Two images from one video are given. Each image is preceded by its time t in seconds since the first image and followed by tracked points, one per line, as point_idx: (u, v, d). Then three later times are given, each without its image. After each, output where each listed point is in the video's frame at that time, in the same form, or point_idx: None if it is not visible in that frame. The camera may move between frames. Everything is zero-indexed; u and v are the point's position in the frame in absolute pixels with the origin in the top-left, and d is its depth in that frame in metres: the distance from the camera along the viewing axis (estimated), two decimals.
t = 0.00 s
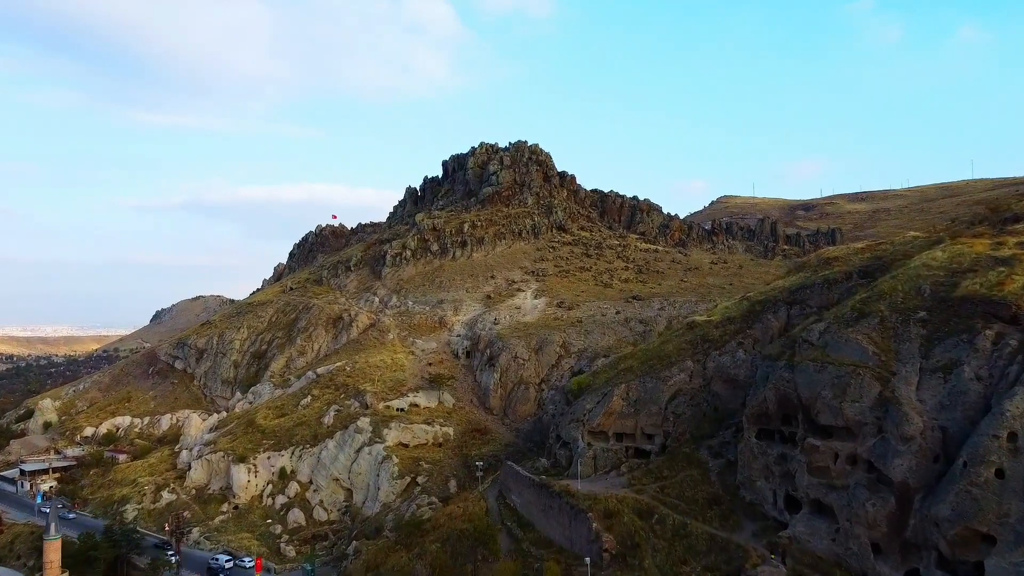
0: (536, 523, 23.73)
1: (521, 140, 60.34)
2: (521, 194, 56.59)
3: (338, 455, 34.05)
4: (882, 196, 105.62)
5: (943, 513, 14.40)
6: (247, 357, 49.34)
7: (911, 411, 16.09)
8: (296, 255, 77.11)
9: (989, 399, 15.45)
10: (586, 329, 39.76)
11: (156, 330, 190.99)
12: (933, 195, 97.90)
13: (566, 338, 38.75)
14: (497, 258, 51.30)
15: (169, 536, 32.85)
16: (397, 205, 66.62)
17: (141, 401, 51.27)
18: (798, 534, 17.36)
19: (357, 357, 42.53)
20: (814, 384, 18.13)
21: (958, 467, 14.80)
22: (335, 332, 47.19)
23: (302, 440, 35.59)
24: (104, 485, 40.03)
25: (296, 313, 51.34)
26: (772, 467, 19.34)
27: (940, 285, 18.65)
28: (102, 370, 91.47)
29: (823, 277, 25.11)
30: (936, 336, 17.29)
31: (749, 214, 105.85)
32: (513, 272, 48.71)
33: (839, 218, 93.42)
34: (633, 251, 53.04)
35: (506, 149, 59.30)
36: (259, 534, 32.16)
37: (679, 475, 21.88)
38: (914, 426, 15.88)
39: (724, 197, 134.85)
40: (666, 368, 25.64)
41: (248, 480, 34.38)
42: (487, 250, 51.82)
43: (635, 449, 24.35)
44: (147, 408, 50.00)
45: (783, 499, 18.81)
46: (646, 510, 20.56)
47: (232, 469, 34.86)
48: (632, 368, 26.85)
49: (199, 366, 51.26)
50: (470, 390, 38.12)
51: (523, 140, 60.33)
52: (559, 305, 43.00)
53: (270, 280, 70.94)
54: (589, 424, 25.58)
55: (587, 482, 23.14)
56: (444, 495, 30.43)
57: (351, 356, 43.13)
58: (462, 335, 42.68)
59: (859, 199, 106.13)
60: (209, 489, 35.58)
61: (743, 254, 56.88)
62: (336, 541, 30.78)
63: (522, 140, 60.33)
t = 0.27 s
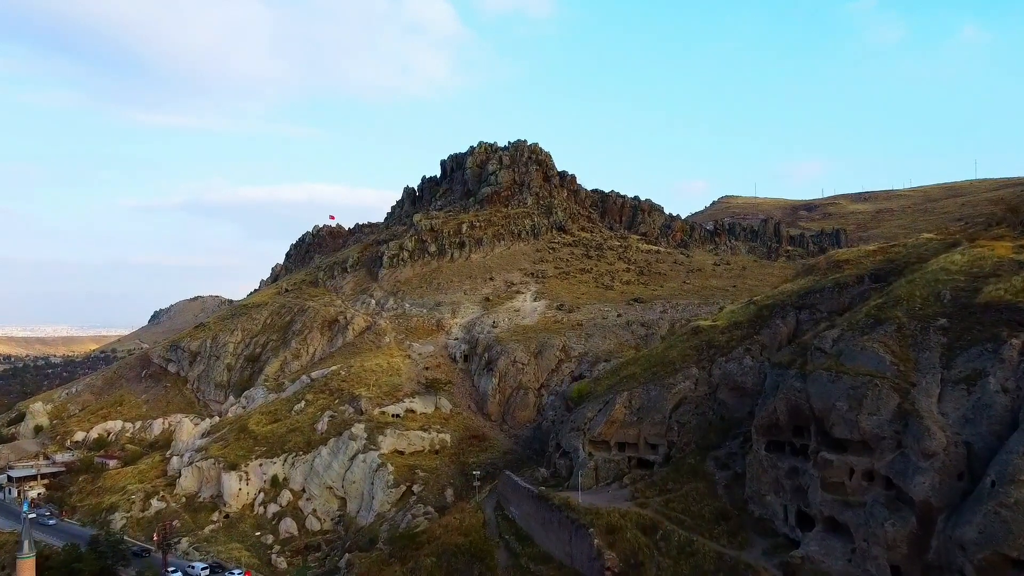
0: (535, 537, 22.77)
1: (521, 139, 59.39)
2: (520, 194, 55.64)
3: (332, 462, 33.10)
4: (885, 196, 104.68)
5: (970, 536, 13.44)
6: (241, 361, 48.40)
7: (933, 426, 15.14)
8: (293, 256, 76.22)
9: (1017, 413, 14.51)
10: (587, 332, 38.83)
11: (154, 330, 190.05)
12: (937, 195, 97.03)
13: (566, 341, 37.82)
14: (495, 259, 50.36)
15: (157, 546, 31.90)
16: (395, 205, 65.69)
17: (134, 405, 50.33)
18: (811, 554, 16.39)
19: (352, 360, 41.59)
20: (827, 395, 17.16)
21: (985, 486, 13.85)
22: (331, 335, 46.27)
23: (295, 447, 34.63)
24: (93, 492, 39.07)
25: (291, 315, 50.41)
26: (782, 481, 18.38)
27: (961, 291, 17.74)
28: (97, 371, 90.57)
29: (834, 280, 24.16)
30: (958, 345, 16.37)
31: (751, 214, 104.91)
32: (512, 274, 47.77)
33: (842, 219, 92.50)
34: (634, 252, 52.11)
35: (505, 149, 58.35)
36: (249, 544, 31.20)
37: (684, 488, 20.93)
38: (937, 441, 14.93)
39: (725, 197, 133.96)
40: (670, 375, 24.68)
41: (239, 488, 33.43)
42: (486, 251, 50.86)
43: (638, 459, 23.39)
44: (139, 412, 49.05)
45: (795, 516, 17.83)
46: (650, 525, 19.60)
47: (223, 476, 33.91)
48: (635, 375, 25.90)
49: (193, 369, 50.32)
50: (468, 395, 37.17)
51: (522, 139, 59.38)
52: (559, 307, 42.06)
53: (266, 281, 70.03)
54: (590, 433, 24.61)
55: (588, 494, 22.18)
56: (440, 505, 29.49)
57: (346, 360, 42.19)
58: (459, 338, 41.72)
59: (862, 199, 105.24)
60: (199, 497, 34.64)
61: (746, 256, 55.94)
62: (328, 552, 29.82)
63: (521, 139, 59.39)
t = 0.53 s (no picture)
0: (534, 552, 21.80)
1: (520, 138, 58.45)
2: (519, 194, 54.68)
3: (325, 471, 32.13)
4: (888, 196, 103.74)
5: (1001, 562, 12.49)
6: (234, 364, 47.43)
7: (958, 443, 14.20)
8: (289, 256, 75.32)
9: None
10: (588, 336, 37.88)
11: (153, 330, 189.10)
12: (941, 196, 96.09)
13: (566, 346, 36.87)
14: (494, 260, 49.39)
15: (145, 556, 30.91)
16: (392, 205, 64.72)
17: (125, 409, 49.36)
18: None
19: (347, 365, 40.63)
20: (844, 408, 16.20)
21: (1016, 509, 12.90)
22: (326, 339, 45.34)
23: (287, 454, 33.67)
24: (81, 500, 38.09)
25: (285, 317, 49.45)
26: (794, 498, 17.40)
27: (984, 298, 16.85)
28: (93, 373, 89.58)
29: (845, 285, 23.23)
30: (983, 357, 15.47)
31: (753, 215, 103.96)
32: (511, 276, 46.80)
33: (845, 220, 91.56)
34: (635, 253, 51.16)
35: (505, 148, 57.42)
36: (239, 554, 30.22)
37: (690, 502, 19.96)
38: (963, 459, 13.99)
39: (726, 197, 133.01)
40: (674, 382, 23.72)
41: (229, 497, 32.45)
42: (484, 252, 49.90)
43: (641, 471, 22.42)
44: (131, 416, 48.07)
45: (808, 534, 16.84)
46: (654, 542, 18.63)
47: (213, 485, 32.95)
48: (637, 382, 24.94)
49: (185, 372, 49.36)
50: (465, 400, 36.21)
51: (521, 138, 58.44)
52: (559, 310, 41.09)
53: (262, 282, 69.06)
54: (591, 443, 23.64)
55: (589, 508, 21.21)
56: (436, 515, 28.53)
57: (342, 363, 41.23)
58: (457, 342, 40.77)
59: (865, 199, 104.27)
60: (189, 506, 33.67)
61: (749, 257, 55.00)
62: (320, 563, 28.85)
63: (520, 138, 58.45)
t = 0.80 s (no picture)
0: (532, 570, 20.84)
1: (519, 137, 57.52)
2: (519, 195, 53.74)
3: (317, 480, 31.16)
4: (891, 197, 102.80)
5: None
6: (227, 368, 46.48)
7: (987, 463, 13.27)
8: (286, 257, 74.42)
9: None
10: (588, 340, 36.91)
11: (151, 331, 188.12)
12: (945, 196, 95.15)
13: (566, 351, 35.91)
14: (493, 262, 48.43)
15: (131, 568, 29.94)
16: (389, 205, 63.73)
17: (116, 414, 48.38)
18: None
19: (342, 369, 39.67)
20: (861, 423, 15.26)
21: None
22: (321, 342, 44.40)
23: (279, 462, 32.71)
24: (68, 508, 37.12)
25: (280, 320, 48.49)
26: (807, 516, 16.41)
27: (1009, 306, 15.93)
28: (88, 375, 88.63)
29: (857, 290, 22.28)
30: (1011, 370, 14.56)
31: (754, 216, 102.98)
32: (510, 278, 45.84)
33: (848, 221, 90.61)
34: (637, 255, 50.19)
35: (503, 148, 56.49)
36: (228, 566, 29.26)
37: (697, 519, 19.01)
38: (992, 480, 13.06)
39: (728, 197, 132.08)
40: (678, 391, 22.75)
41: (219, 507, 31.48)
42: (483, 254, 48.95)
43: (645, 485, 21.47)
44: (122, 421, 47.10)
45: (822, 556, 15.86)
46: (659, 562, 17.67)
47: (202, 494, 31.98)
48: (639, 390, 23.97)
49: (178, 376, 48.39)
50: (462, 407, 35.24)
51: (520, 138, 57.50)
52: (559, 314, 40.12)
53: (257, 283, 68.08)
54: (592, 454, 22.67)
55: (590, 525, 20.25)
56: (431, 527, 27.56)
57: (336, 368, 40.27)
58: (454, 346, 39.80)
59: (867, 199, 103.30)
60: (178, 515, 32.69)
61: (752, 258, 54.06)
62: None
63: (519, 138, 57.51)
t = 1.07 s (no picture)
0: None
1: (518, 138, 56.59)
2: (518, 196, 52.78)
3: (309, 491, 30.16)
4: (895, 198, 101.85)
5: None
6: (220, 373, 45.50)
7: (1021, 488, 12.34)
8: (282, 259, 73.49)
9: None
10: (589, 345, 35.94)
11: (149, 332, 187.04)
12: (949, 197, 94.24)
13: (567, 356, 34.95)
14: (492, 264, 47.46)
15: None
16: (387, 206, 62.77)
17: (107, 419, 47.39)
18: None
19: (336, 375, 38.67)
20: (882, 442, 14.32)
21: None
22: (315, 347, 43.46)
23: (271, 472, 31.73)
24: (55, 518, 36.13)
25: (274, 324, 47.57)
26: (823, 540, 15.34)
27: None
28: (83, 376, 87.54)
29: (870, 297, 21.33)
30: None
31: (756, 217, 102.00)
32: (509, 281, 44.88)
33: (851, 222, 89.65)
34: (638, 258, 49.25)
35: (502, 148, 55.56)
36: None
37: (704, 539, 18.03)
38: None
39: (729, 197, 131.12)
40: (683, 402, 21.77)
41: (208, 518, 30.48)
42: (481, 256, 47.97)
43: (649, 501, 20.50)
44: (113, 427, 46.11)
45: None
46: None
47: (191, 505, 30.98)
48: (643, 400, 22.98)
49: (170, 381, 47.41)
50: (460, 414, 34.27)
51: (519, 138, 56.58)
52: (560, 318, 39.14)
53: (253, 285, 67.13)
54: (593, 468, 21.67)
55: (592, 544, 19.28)
56: (427, 541, 26.62)
57: (331, 373, 39.30)
58: (452, 351, 38.83)
59: (871, 200, 102.39)
60: (166, 527, 31.71)
61: (756, 261, 53.10)
62: None
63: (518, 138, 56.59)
